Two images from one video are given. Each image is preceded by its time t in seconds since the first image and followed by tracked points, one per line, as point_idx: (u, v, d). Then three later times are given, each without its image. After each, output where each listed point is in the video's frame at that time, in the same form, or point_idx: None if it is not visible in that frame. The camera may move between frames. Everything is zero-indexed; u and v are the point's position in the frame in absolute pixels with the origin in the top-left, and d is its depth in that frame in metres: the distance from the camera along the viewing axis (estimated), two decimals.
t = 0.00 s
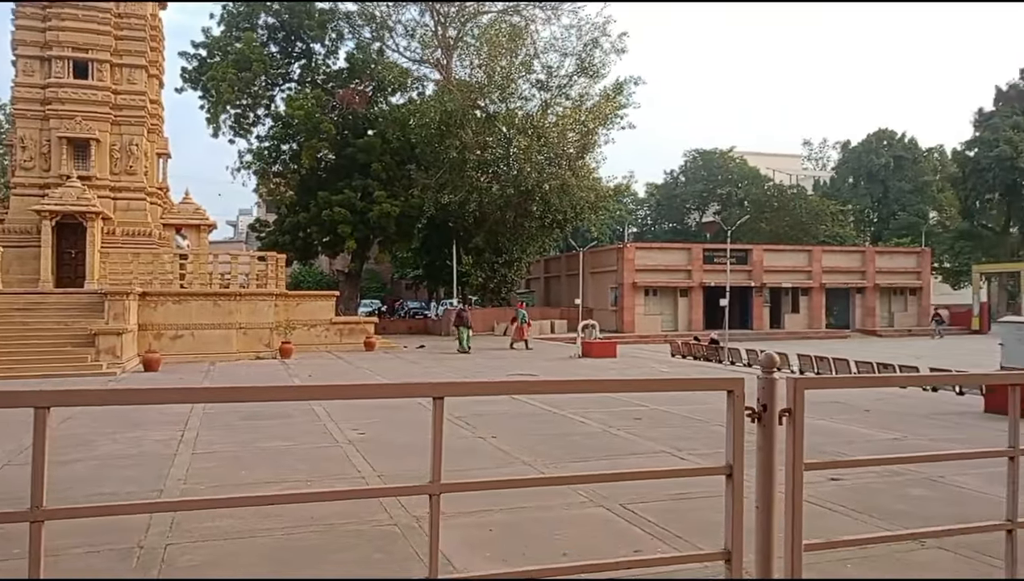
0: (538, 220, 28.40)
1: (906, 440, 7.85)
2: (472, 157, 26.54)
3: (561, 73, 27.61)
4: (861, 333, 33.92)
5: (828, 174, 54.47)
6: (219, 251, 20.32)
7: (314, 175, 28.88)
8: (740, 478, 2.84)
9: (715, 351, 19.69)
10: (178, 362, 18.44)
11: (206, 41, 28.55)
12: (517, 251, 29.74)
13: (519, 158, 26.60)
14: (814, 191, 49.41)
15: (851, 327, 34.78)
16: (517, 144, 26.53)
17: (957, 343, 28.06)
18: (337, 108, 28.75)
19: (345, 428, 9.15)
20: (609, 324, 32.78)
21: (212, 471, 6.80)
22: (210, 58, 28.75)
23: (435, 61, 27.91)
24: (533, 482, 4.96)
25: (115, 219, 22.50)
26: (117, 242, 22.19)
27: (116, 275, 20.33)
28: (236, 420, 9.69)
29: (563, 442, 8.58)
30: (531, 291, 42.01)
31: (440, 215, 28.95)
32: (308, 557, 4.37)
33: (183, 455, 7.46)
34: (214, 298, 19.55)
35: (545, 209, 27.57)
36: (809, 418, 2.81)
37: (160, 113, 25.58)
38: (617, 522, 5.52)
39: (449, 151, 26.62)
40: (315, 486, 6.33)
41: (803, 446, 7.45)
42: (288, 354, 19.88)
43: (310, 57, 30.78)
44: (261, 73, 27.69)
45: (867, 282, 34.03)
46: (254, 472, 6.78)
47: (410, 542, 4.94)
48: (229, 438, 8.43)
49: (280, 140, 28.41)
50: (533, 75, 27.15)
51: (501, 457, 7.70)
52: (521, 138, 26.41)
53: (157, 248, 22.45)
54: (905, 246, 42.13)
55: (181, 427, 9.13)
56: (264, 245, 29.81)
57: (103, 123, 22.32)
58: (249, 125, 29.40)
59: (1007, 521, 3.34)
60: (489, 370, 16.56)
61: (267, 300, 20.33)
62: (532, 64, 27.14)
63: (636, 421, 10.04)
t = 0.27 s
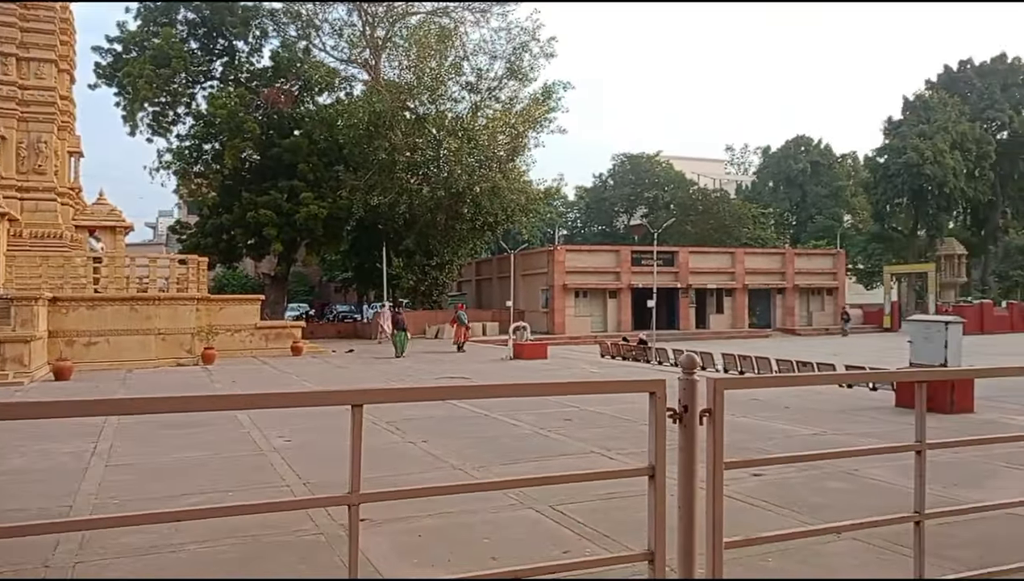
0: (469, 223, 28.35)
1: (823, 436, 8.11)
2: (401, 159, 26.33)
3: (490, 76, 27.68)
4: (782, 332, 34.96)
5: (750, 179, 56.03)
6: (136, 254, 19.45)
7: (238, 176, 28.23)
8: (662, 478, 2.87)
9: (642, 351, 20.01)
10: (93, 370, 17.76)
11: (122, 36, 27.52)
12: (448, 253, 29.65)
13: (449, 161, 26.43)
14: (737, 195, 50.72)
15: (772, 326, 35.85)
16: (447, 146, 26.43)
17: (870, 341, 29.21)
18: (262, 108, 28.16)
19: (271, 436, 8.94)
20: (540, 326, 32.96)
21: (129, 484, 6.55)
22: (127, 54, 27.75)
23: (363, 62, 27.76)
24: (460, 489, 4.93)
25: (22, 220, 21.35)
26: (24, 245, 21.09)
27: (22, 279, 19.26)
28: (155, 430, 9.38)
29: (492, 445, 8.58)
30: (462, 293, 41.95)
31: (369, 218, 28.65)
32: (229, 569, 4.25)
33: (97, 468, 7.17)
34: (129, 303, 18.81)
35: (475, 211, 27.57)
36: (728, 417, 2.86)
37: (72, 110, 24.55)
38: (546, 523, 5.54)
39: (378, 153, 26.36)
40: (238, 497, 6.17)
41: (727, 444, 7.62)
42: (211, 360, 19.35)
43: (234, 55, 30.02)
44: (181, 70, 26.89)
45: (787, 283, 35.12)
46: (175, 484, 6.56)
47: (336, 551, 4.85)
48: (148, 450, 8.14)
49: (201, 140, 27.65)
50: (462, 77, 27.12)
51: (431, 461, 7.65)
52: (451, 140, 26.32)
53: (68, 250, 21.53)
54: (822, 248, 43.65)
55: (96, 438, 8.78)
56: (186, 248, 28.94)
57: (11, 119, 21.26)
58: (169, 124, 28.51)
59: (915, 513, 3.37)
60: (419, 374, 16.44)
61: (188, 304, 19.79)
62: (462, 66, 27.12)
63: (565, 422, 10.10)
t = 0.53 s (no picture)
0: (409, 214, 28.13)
1: (756, 424, 8.30)
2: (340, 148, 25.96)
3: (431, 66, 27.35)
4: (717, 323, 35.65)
5: (687, 173, 56.98)
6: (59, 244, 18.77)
7: (168, 162, 27.44)
8: (596, 469, 2.87)
9: (582, 343, 20.17)
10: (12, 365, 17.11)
11: (43, 15, 26.34)
12: (388, 245, 29.33)
13: (389, 150, 26.20)
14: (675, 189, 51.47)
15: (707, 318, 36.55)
16: (387, 136, 26.13)
17: (800, 332, 30.05)
18: (194, 93, 27.39)
19: (202, 431, 8.73)
20: (481, 318, 32.95)
21: (48, 483, 6.30)
22: (48, 33, 26.60)
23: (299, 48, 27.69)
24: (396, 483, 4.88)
25: None
26: None
27: None
28: (79, 426, 9.04)
29: (431, 437, 8.54)
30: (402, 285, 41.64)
31: (306, 207, 28.19)
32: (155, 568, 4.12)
33: (16, 467, 6.87)
34: (51, 294, 18.19)
35: (416, 202, 27.40)
36: (661, 408, 2.88)
37: None
38: (484, 515, 5.53)
39: (315, 141, 25.89)
40: (167, 494, 6.00)
41: (664, 434, 7.73)
42: (140, 353, 18.77)
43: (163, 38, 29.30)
44: (107, 52, 25.91)
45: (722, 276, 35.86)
46: (100, 482, 6.34)
47: (269, 548, 4.76)
48: (71, 447, 7.84)
49: (129, 125, 26.77)
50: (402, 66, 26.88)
51: (369, 454, 7.57)
52: (390, 130, 26.04)
53: None
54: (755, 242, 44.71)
55: (16, 435, 8.42)
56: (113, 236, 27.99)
57: None
58: (94, 108, 27.49)
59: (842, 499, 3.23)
60: (358, 367, 16.25)
61: (115, 295, 19.03)
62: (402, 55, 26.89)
63: (505, 414, 10.11)
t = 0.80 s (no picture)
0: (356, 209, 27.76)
1: (701, 419, 8.41)
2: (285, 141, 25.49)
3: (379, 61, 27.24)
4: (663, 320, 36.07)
5: (634, 172, 57.57)
6: None
7: (105, 153, 26.61)
8: (541, 466, 2.85)
9: (530, 340, 20.21)
10: None
11: None
12: (335, 241, 28.82)
13: (336, 145, 25.82)
14: (622, 187, 51.93)
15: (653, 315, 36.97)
16: (334, 130, 25.73)
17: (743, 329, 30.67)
18: (132, 82, 26.58)
19: (140, 431, 8.47)
20: (429, 315, 32.78)
21: None
22: None
23: (242, 39, 27.43)
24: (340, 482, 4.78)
25: None
26: None
27: None
28: (8, 427, 8.69)
29: (377, 435, 8.44)
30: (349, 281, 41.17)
31: (250, 202, 27.64)
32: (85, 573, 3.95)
33: None
34: None
35: (364, 198, 27.05)
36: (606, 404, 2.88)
37: None
38: (431, 513, 5.48)
39: (260, 134, 25.33)
40: (102, 497, 5.79)
41: (611, 430, 7.78)
42: (74, 351, 18.16)
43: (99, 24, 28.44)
44: (39, 38, 25.00)
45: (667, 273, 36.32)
46: (30, 485, 6.09)
47: (209, 551, 4.63)
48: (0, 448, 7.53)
49: (63, 114, 25.91)
50: (349, 59, 26.56)
51: (314, 453, 7.44)
52: (337, 124, 25.66)
53: None
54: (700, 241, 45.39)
55: None
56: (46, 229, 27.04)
57: None
58: (26, 95, 26.51)
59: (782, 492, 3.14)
60: (304, 364, 15.98)
61: (48, 291, 18.34)
62: (349, 49, 26.58)
63: (453, 411, 10.05)
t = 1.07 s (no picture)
0: (312, 204, 27.32)
1: (657, 414, 8.47)
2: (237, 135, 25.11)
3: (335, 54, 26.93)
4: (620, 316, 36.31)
5: (591, 168, 57.84)
6: None
7: (49, 146, 25.87)
8: (499, 464, 2.82)
9: (489, 336, 20.19)
10: None
11: None
12: (289, 237, 28.43)
13: (290, 139, 25.44)
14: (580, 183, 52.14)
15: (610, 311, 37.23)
16: (288, 124, 25.38)
17: (697, 325, 31.08)
18: (77, 72, 25.96)
19: (86, 433, 8.23)
20: (386, 311, 32.54)
21: None
22: None
23: (193, 30, 26.91)
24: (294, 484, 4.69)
25: None
26: None
27: None
28: None
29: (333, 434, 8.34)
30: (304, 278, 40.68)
31: (202, 196, 27.15)
32: None
33: None
34: None
35: (319, 193, 26.64)
36: (564, 401, 2.86)
37: None
38: (388, 512, 5.42)
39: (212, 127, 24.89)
40: (46, 501, 5.61)
41: (568, 425, 7.80)
42: (17, 350, 17.64)
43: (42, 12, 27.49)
44: None
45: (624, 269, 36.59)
46: None
47: (159, 555, 4.51)
48: None
49: (4, 104, 25.22)
50: (304, 52, 26.23)
51: (268, 453, 7.32)
52: (292, 118, 25.32)
53: None
54: (655, 237, 45.84)
55: None
56: None
57: None
58: None
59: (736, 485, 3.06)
60: (257, 362, 15.74)
61: None
62: (304, 41, 26.26)
63: (410, 408, 9.98)
